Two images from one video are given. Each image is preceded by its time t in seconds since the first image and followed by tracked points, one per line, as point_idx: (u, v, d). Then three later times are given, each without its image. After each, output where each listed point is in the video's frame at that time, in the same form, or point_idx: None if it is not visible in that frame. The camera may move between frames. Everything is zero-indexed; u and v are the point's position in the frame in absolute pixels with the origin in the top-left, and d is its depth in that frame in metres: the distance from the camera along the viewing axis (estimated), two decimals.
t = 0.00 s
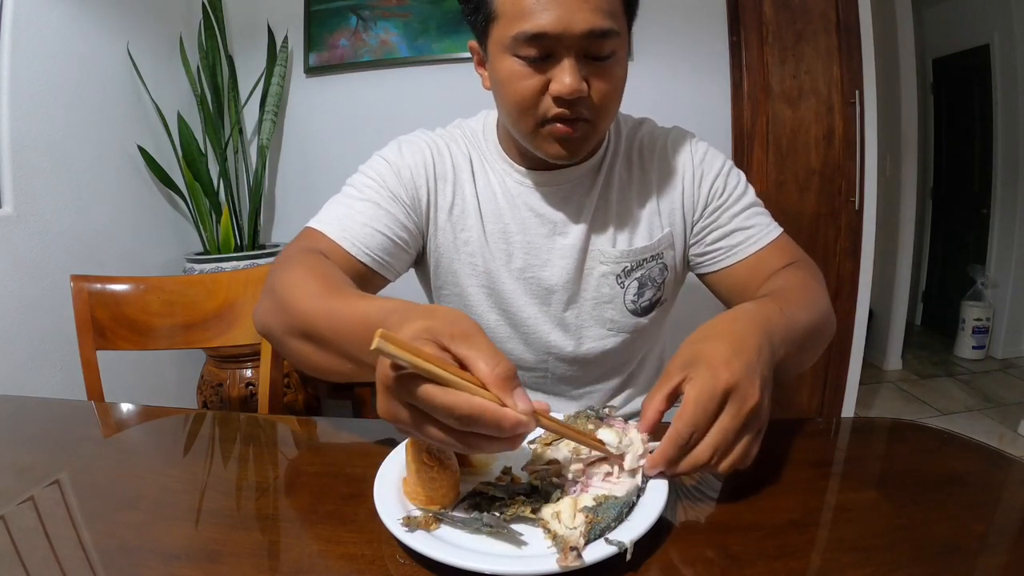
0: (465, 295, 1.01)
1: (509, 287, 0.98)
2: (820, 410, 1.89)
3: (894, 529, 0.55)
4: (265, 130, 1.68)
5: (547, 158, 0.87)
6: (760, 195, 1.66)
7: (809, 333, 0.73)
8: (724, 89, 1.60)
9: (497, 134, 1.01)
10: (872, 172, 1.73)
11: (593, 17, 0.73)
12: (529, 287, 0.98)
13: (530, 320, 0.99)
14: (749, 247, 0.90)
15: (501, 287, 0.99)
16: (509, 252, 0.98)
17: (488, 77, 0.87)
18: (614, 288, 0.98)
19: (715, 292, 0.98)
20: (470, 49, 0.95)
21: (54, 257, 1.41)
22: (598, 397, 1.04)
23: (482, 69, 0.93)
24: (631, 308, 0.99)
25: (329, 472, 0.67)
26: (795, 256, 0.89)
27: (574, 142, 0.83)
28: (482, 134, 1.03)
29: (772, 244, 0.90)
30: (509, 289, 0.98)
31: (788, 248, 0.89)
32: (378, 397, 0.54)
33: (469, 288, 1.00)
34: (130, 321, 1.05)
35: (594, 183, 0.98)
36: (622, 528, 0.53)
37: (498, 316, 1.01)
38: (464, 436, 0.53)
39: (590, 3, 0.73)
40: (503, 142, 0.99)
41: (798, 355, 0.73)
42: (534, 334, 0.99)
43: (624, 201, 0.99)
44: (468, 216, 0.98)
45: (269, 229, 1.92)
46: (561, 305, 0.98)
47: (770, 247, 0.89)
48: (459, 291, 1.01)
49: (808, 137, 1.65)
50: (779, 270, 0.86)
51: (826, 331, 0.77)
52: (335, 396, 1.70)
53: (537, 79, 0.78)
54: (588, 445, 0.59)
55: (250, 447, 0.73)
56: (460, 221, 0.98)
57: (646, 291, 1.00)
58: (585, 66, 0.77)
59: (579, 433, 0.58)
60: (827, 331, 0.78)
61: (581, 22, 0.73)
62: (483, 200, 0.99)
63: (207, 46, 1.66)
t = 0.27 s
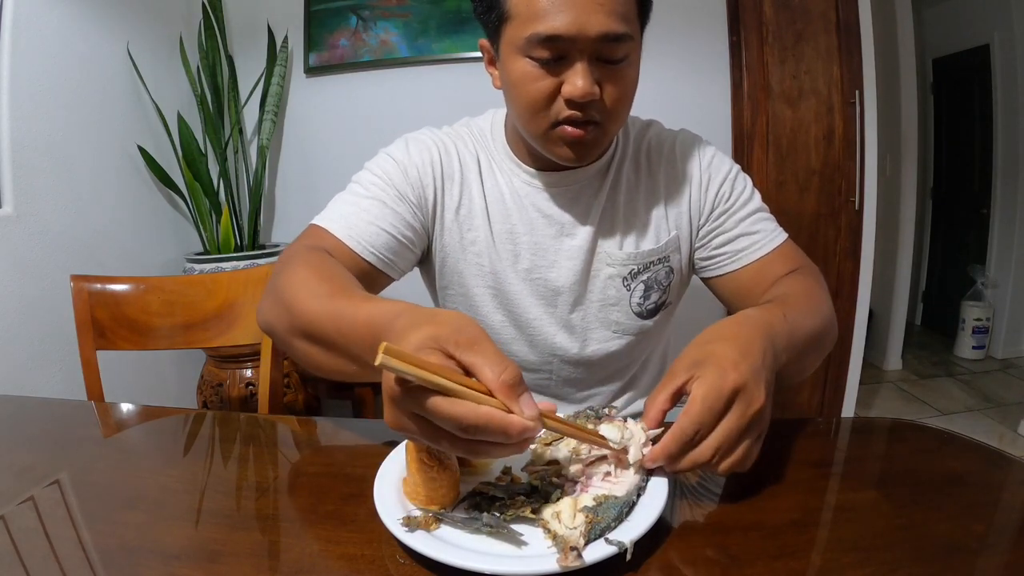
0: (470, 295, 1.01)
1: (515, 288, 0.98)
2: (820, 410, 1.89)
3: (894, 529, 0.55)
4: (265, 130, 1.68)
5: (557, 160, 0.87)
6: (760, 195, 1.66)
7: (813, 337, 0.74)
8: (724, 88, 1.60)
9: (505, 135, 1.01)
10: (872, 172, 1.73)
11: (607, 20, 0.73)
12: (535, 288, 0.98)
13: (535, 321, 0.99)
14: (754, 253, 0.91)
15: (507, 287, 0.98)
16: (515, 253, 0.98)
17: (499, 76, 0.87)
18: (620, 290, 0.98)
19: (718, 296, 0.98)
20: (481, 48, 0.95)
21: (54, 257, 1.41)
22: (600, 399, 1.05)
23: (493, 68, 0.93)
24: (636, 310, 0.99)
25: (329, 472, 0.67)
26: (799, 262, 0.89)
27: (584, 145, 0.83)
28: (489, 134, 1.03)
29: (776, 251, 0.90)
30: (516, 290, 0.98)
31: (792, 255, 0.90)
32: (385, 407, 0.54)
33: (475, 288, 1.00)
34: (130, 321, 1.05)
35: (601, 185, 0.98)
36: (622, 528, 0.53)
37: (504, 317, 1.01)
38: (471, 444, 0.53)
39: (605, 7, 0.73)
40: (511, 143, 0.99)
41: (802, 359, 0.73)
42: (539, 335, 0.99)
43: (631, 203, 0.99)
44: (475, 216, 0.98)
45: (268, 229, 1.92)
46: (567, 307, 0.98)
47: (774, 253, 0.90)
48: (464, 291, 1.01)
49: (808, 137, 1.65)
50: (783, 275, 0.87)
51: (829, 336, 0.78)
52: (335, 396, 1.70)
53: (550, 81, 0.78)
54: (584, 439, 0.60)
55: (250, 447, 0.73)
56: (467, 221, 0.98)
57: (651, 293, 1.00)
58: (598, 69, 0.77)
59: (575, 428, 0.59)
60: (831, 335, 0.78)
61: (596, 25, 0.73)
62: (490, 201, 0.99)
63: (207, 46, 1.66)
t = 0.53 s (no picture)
0: (470, 295, 1.01)
1: (515, 288, 0.98)
2: (820, 410, 1.89)
3: (894, 529, 0.55)
4: (265, 130, 1.68)
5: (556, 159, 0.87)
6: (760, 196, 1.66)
7: (808, 336, 0.74)
8: (724, 88, 1.60)
9: (504, 135, 1.00)
10: (872, 172, 1.73)
11: (605, 20, 0.73)
12: (535, 288, 0.98)
13: (535, 321, 0.99)
14: (754, 254, 0.91)
15: (507, 287, 0.98)
16: (515, 253, 0.98)
17: (498, 75, 0.87)
18: (620, 290, 0.98)
19: (718, 296, 0.98)
20: (480, 47, 0.95)
21: (54, 257, 1.41)
22: (600, 398, 1.05)
23: (492, 68, 0.93)
24: (635, 310, 0.99)
25: (329, 472, 0.67)
26: (798, 262, 0.90)
27: (583, 145, 0.83)
28: (489, 134, 1.03)
29: (776, 252, 0.90)
30: (515, 290, 0.98)
31: (791, 255, 0.90)
32: (386, 400, 0.54)
33: (475, 289, 1.00)
34: (130, 321, 1.05)
35: (602, 185, 0.98)
36: (622, 528, 0.53)
37: (503, 317, 1.01)
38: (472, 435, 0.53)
39: (603, 8, 0.73)
40: (511, 143, 0.99)
41: (795, 356, 0.73)
42: (539, 335, 0.99)
43: (631, 203, 0.99)
44: (475, 216, 0.98)
45: (269, 229, 1.92)
46: (567, 307, 0.98)
47: (774, 254, 0.90)
48: (464, 291, 1.01)
49: (808, 137, 1.65)
50: (781, 275, 0.87)
51: (824, 334, 0.79)
52: (335, 396, 1.70)
53: (548, 82, 0.78)
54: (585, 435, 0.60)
55: (250, 446, 0.73)
56: (467, 221, 0.98)
57: (651, 294, 1.00)
58: (597, 69, 0.77)
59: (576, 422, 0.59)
60: (825, 335, 0.78)
61: (594, 26, 0.73)
62: (490, 201, 0.99)
63: (207, 46, 1.66)
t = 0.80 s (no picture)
0: (469, 296, 1.01)
1: (515, 288, 0.98)
2: (820, 410, 1.89)
3: (894, 529, 0.55)
4: (265, 130, 1.68)
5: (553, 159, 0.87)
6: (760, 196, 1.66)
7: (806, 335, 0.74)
8: (724, 88, 1.60)
9: (503, 135, 1.00)
10: (872, 172, 1.73)
11: (602, 20, 0.73)
12: (534, 289, 0.98)
13: (535, 321, 0.99)
14: (752, 254, 0.91)
15: (507, 288, 0.98)
16: (515, 253, 0.98)
17: (495, 76, 0.87)
18: (620, 290, 0.98)
19: (716, 296, 0.98)
20: (477, 47, 0.95)
21: (54, 257, 1.41)
22: (600, 398, 1.05)
23: (489, 68, 0.93)
24: (635, 310, 0.99)
25: (329, 472, 0.67)
26: (796, 261, 0.90)
27: (580, 144, 0.83)
28: (488, 134, 1.03)
29: (774, 252, 0.91)
30: (515, 290, 0.98)
31: (790, 255, 0.91)
32: (392, 408, 0.54)
33: (474, 289, 1.00)
34: (130, 321, 1.05)
35: (601, 185, 0.98)
36: (622, 528, 0.53)
37: (503, 317, 1.00)
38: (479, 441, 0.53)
39: (599, 8, 0.73)
40: (510, 143, 0.99)
41: (793, 354, 0.74)
42: (539, 335, 0.99)
43: (631, 203, 0.99)
44: (474, 217, 0.98)
45: (269, 229, 1.92)
46: (567, 307, 0.98)
47: (772, 254, 0.90)
48: (464, 291, 1.01)
49: (808, 137, 1.65)
50: (779, 275, 0.88)
51: (822, 333, 0.79)
52: (335, 396, 1.70)
53: (545, 82, 0.78)
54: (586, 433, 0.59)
55: (250, 447, 0.73)
56: (466, 222, 0.98)
57: (651, 293, 1.00)
58: (593, 69, 0.77)
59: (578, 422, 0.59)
60: (824, 333, 0.79)
61: (590, 26, 0.73)
62: (489, 201, 0.99)
63: (207, 46, 1.66)
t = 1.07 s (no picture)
0: (470, 296, 1.00)
1: (515, 288, 0.98)
2: (820, 410, 1.89)
3: (894, 529, 0.55)
4: (265, 130, 1.68)
5: (551, 159, 0.87)
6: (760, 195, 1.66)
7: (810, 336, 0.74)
8: (724, 88, 1.60)
9: (502, 135, 1.01)
10: (872, 172, 1.73)
11: (597, 20, 0.73)
12: (534, 288, 0.98)
13: (535, 320, 0.99)
14: (752, 251, 0.91)
15: (507, 287, 0.98)
16: (515, 253, 0.98)
17: (493, 75, 0.87)
18: (620, 289, 0.98)
19: (717, 294, 0.98)
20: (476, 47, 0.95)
21: (54, 257, 1.41)
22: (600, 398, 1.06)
23: (488, 68, 0.93)
24: (635, 309, 0.99)
25: (329, 472, 0.67)
26: (798, 259, 0.89)
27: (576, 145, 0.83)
28: (487, 134, 1.03)
29: (775, 250, 0.90)
30: (515, 290, 0.98)
31: (791, 253, 0.90)
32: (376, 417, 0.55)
33: (474, 289, 1.00)
34: (130, 321, 1.05)
35: (600, 185, 0.98)
36: (622, 528, 0.53)
37: (503, 317, 1.01)
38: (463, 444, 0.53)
39: (595, 8, 0.73)
40: (509, 143, 0.99)
41: (796, 351, 0.74)
42: (539, 335, 0.99)
43: (630, 202, 0.99)
44: (474, 217, 0.98)
45: (269, 229, 1.92)
46: (566, 306, 0.98)
47: (773, 252, 0.90)
48: (464, 292, 1.01)
49: (808, 137, 1.65)
50: (783, 271, 0.87)
51: (825, 331, 0.78)
52: (335, 396, 1.70)
53: (541, 82, 0.78)
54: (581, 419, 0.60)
55: (250, 447, 0.73)
56: (466, 222, 0.98)
57: (651, 292, 1.00)
58: (589, 69, 0.77)
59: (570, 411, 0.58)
60: (827, 331, 0.78)
61: (585, 26, 0.73)
62: (488, 201, 0.99)
63: (207, 46, 1.66)
